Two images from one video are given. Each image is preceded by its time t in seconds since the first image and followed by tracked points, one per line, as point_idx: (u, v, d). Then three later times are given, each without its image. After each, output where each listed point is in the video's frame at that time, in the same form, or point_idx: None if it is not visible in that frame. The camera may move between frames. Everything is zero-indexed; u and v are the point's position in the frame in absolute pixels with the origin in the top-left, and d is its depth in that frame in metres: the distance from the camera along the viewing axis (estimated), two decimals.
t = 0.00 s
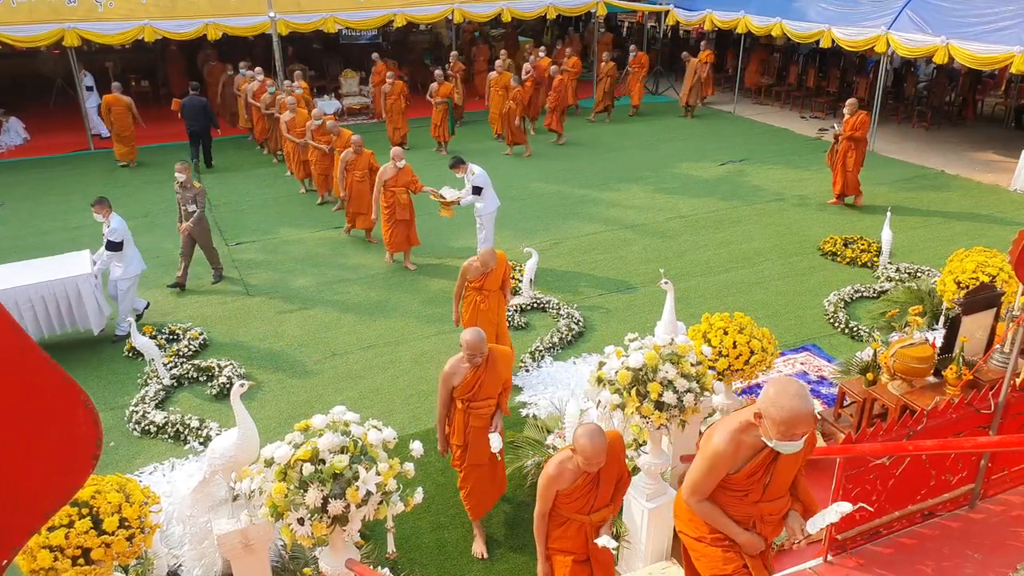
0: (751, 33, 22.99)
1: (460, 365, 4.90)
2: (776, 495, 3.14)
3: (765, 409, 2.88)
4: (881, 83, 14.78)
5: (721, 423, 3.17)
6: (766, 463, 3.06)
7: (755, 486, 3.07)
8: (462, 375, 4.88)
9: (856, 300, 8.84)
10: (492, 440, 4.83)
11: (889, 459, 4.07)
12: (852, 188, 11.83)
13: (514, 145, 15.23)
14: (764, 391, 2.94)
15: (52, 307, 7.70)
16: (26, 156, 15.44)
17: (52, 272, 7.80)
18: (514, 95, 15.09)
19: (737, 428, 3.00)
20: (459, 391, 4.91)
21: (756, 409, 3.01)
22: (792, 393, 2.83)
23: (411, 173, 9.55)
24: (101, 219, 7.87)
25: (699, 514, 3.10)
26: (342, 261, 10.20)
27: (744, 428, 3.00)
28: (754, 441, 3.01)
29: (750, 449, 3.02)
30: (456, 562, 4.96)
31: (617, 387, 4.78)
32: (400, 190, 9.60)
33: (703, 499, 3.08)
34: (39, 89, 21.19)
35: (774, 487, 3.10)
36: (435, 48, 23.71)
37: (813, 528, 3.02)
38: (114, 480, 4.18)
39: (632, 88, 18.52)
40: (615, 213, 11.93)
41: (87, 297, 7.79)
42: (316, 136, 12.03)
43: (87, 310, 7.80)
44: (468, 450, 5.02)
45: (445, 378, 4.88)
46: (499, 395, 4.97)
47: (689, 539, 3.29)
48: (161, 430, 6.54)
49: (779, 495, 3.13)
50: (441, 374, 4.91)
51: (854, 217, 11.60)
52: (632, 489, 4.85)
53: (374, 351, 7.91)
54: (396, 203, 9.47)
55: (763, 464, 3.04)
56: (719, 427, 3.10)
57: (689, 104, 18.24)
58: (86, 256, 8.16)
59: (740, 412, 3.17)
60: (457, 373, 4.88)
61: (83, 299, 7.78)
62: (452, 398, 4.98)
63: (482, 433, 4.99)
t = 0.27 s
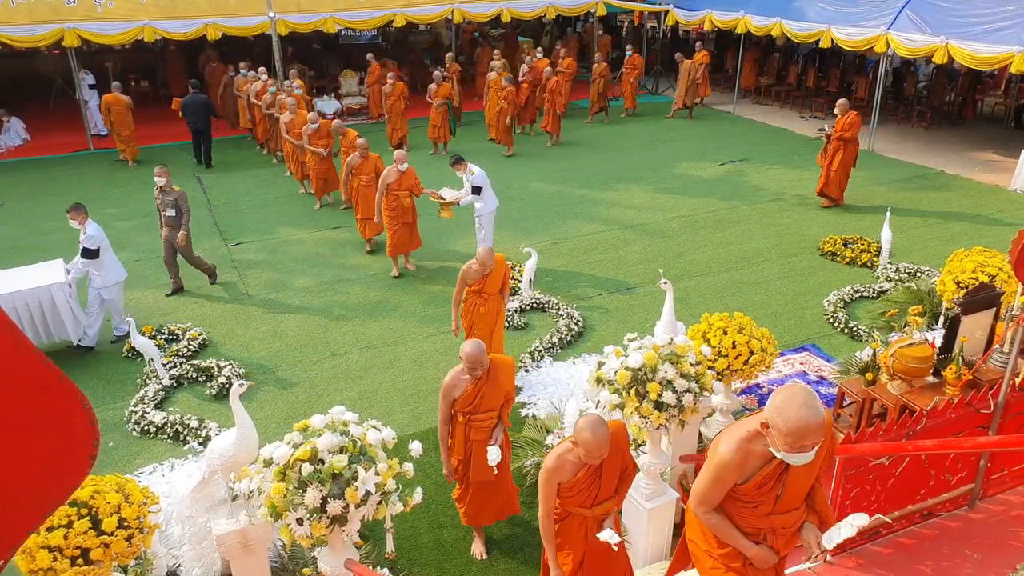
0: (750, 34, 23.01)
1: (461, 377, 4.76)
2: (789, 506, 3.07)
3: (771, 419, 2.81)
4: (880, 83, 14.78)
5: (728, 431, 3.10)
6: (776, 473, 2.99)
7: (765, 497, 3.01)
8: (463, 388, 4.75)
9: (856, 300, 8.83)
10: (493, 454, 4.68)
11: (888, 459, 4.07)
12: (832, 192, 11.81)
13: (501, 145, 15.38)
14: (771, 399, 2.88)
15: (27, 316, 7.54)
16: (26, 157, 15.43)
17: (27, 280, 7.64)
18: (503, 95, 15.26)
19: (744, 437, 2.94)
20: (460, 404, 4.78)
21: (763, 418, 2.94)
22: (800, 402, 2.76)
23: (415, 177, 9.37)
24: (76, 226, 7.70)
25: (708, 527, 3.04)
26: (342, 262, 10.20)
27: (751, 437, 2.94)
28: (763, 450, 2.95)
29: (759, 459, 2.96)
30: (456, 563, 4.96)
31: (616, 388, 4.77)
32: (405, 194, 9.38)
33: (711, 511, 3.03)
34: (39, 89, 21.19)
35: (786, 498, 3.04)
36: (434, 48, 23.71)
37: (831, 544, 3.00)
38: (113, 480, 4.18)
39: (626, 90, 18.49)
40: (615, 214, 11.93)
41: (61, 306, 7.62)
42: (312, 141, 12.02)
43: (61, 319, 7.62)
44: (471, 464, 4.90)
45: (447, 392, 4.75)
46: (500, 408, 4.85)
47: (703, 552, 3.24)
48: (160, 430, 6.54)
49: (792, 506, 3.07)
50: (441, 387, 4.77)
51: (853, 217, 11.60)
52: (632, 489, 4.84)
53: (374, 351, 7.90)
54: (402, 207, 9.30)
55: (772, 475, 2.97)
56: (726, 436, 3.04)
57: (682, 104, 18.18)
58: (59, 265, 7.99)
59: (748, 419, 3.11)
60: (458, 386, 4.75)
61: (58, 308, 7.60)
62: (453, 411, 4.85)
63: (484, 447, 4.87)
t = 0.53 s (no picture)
0: (750, 34, 23.02)
1: (465, 390, 4.66)
2: (799, 494, 2.97)
3: (780, 407, 2.71)
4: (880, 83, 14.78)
5: (734, 419, 2.99)
6: (786, 462, 2.88)
7: (775, 487, 2.90)
8: (467, 400, 4.65)
9: (856, 300, 8.84)
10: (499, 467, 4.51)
11: (885, 459, 4.09)
12: (825, 192, 11.89)
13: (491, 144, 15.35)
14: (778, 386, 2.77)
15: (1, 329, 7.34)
16: (26, 157, 15.44)
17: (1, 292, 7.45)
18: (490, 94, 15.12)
19: (752, 426, 2.82)
20: (462, 417, 4.67)
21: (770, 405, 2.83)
22: (810, 389, 2.65)
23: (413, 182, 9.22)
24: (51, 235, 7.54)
25: (718, 523, 2.93)
26: (341, 262, 10.21)
27: (758, 425, 2.82)
28: (771, 438, 2.84)
29: (767, 448, 2.84)
30: (454, 563, 4.96)
31: (615, 388, 4.79)
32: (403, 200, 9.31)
33: (722, 507, 2.91)
34: (39, 89, 21.22)
35: (796, 487, 2.92)
36: (434, 48, 23.72)
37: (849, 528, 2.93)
38: (113, 480, 4.19)
39: (618, 91, 18.40)
40: (614, 214, 11.93)
41: (36, 319, 7.40)
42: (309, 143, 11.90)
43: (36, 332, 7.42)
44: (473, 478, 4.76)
45: (450, 405, 4.63)
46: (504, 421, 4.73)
47: (714, 548, 3.13)
48: (159, 430, 6.54)
49: (802, 494, 2.96)
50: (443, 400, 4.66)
51: (853, 217, 11.61)
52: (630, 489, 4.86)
53: (373, 351, 7.91)
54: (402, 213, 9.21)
55: (782, 464, 2.85)
56: (731, 425, 2.93)
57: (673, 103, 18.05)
58: (35, 276, 7.77)
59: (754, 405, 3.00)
60: (462, 399, 4.64)
61: (32, 320, 7.40)
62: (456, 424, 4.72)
63: (488, 460, 4.72)
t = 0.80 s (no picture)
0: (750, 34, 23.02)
1: (475, 404, 4.50)
2: (811, 492, 2.90)
3: (794, 405, 2.66)
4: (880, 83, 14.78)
5: (744, 418, 2.93)
6: (798, 461, 2.82)
7: (789, 487, 2.83)
8: (478, 415, 4.48)
9: (856, 300, 8.84)
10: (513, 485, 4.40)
11: (884, 459, 4.09)
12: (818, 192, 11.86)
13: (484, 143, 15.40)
14: (791, 383, 2.71)
15: None
16: (26, 157, 15.45)
17: None
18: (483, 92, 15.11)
19: (763, 425, 2.76)
20: (472, 432, 4.50)
21: (783, 403, 2.78)
22: (825, 387, 2.60)
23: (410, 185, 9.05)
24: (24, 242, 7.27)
25: (732, 528, 2.86)
26: (341, 261, 10.21)
27: (770, 424, 2.77)
28: (783, 437, 2.78)
29: (779, 446, 2.78)
30: (454, 562, 4.96)
31: (614, 387, 4.79)
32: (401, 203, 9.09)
33: (735, 510, 2.83)
34: (39, 90, 21.23)
35: (808, 485, 2.86)
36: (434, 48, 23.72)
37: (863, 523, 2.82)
38: (112, 480, 4.18)
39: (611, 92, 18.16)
40: (614, 214, 11.93)
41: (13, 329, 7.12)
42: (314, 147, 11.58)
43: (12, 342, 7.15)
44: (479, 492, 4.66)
45: (460, 418, 4.47)
46: (516, 435, 4.59)
47: (728, 552, 3.08)
48: (159, 430, 6.54)
49: (814, 492, 2.89)
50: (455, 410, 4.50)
51: (853, 217, 11.61)
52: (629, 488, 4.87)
53: (372, 351, 7.91)
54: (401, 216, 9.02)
55: (795, 463, 2.79)
56: (742, 424, 2.87)
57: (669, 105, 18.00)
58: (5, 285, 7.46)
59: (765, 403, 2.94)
60: (473, 413, 4.48)
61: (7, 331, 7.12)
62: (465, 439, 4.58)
63: (499, 477, 4.61)
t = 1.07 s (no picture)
0: (749, 34, 23.04)
1: (491, 413, 4.51)
2: (832, 508, 2.82)
3: (831, 420, 2.53)
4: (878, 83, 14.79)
5: (772, 428, 2.81)
6: (823, 476, 2.73)
7: (813, 502, 2.74)
8: (494, 425, 4.50)
9: (854, 300, 8.84)
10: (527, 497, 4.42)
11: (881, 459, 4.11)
12: (809, 192, 11.97)
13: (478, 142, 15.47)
14: (829, 396, 2.59)
15: None
16: (25, 157, 15.46)
17: None
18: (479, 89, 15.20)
19: (793, 438, 2.64)
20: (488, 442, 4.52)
21: (815, 416, 2.66)
22: (866, 403, 2.48)
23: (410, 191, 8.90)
24: None
25: (750, 540, 2.77)
26: (340, 261, 10.22)
27: (802, 437, 2.65)
28: (813, 451, 2.67)
29: (808, 461, 2.68)
30: (453, 562, 4.97)
31: (612, 387, 4.79)
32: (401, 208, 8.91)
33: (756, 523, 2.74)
34: (39, 90, 21.24)
35: (831, 501, 2.78)
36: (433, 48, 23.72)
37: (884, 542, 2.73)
38: (111, 480, 4.19)
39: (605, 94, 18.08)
40: (613, 214, 11.94)
41: None
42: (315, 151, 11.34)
43: None
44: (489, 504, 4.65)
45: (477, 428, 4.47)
46: (530, 449, 4.57)
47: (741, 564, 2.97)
48: (158, 430, 6.54)
49: (836, 509, 2.81)
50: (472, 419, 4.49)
51: (852, 216, 11.61)
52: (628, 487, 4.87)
53: (371, 351, 7.92)
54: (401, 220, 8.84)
55: (820, 479, 2.70)
56: (771, 435, 2.75)
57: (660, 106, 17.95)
58: None
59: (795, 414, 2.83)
60: (488, 421, 4.48)
61: None
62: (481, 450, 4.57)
63: (515, 493, 4.60)
